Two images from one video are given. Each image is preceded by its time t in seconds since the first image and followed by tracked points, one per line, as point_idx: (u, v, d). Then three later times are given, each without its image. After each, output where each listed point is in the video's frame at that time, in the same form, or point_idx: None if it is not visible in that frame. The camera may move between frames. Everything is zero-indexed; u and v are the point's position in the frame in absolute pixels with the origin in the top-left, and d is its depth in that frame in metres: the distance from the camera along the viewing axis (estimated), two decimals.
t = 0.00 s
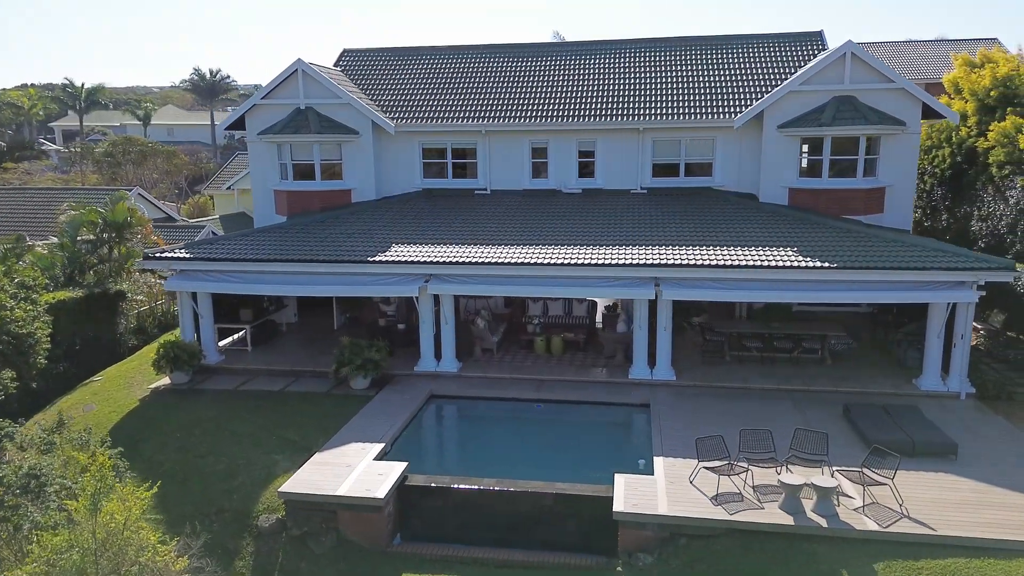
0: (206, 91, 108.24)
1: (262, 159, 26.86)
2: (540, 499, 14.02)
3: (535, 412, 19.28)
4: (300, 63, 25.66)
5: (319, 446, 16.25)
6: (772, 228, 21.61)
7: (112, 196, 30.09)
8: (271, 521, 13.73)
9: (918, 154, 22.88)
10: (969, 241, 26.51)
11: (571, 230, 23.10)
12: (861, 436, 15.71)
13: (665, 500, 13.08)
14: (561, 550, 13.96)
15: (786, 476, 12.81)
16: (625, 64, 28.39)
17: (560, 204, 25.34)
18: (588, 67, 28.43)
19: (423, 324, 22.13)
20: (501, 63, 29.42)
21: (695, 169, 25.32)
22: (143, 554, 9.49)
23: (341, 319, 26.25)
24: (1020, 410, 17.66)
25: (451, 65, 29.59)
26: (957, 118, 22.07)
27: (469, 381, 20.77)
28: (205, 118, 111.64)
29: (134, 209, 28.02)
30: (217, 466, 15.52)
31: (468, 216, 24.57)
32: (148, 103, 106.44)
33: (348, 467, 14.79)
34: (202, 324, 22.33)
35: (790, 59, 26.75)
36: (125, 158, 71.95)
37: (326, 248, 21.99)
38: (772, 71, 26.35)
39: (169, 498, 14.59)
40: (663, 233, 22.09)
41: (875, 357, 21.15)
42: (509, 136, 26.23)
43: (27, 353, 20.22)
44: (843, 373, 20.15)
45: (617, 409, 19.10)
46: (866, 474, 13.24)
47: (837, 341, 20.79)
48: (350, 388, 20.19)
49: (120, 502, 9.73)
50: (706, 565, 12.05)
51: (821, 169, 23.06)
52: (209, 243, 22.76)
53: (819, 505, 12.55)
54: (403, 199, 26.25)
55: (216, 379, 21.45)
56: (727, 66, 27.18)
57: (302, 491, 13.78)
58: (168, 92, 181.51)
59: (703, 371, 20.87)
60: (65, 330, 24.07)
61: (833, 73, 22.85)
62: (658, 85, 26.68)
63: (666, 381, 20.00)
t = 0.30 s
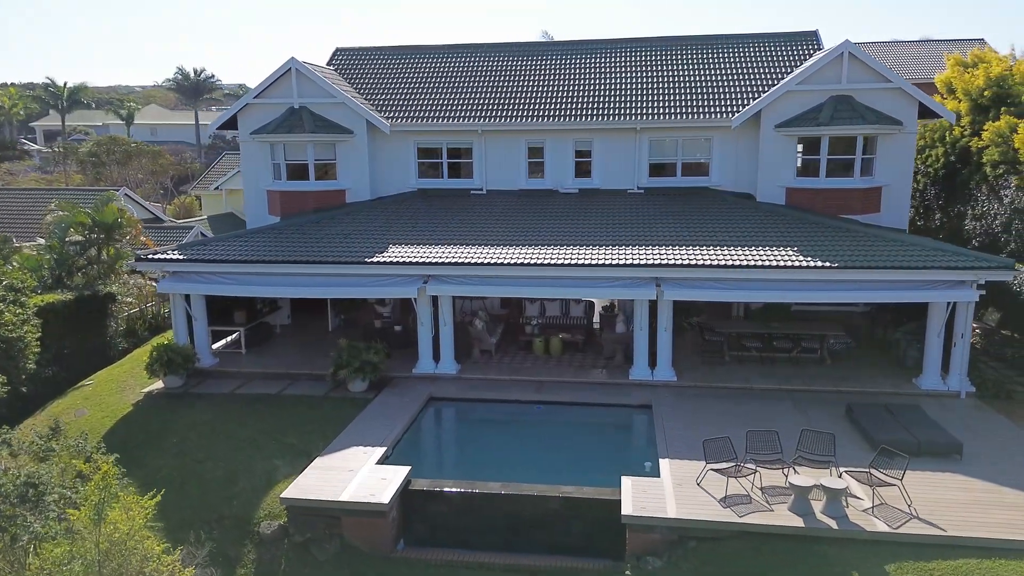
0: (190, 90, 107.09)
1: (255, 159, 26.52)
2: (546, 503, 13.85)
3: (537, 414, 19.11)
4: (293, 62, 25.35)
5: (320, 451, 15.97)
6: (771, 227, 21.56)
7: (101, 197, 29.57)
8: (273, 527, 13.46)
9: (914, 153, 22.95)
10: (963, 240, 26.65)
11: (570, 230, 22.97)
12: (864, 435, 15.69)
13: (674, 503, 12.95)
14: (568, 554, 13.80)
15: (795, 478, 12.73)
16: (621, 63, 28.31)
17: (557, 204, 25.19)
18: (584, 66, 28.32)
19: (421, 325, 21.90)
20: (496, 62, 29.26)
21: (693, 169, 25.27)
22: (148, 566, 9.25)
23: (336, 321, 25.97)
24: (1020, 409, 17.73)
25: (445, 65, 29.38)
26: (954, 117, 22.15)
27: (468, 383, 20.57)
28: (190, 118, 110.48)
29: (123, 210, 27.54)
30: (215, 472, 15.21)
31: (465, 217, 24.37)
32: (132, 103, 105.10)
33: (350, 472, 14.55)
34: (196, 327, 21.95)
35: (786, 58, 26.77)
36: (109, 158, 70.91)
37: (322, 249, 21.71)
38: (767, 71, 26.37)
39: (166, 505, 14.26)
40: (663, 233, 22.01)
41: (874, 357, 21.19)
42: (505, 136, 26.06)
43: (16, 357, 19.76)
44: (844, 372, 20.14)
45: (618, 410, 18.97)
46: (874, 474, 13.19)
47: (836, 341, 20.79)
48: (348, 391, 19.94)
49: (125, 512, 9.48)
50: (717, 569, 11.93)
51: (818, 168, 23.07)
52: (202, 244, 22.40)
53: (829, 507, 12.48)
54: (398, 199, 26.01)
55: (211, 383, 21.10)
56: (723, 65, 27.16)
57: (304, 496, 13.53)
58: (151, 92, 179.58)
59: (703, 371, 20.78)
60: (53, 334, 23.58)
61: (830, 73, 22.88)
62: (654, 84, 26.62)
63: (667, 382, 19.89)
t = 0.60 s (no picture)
0: (173, 90, 105.83)
1: (247, 159, 26.14)
2: (552, 507, 13.70)
3: (537, 416, 18.98)
4: (286, 60, 25.02)
5: (321, 455, 15.72)
6: (770, 227, 21.54)
7: (88, 198, 29.05)
8: (276, 534, 13.20)
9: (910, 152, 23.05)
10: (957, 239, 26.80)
11: (568, 230, 22.84)
12: (868, 435, 15.68)
13: (683, 507, 12.84)
14: (574, 558, 13.65)
15: (804, 479, 12.66)
16: (617, 63, 28.22)
17: (555, 204, 25.06)
18: (579, 66, 28.20)
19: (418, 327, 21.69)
20: (491, 62, 29.08)
21: (689, 169, 25.22)
22: None
23: (331, 323, 25.70)
24: (1019, 408, 17.81)
25: (439, 64, 29.15)
26: (949, 117, 22.26)
27: (467, 386, 20.38)
28: (175, 118, 109.32)
29: (112, 211, 27.05)
30: (213, 478, 14.91)
31: (462, 217, 24.18)
32: (115, 102, 103.69)
33: (353, 477, 14.32)
34: (189, 330, 21.59)
35: (781, 58, 26.80)
36: (93, 159, 69.84)
37: (319, 250, 21.43)
38: (763, 70, 26.37)
39: (164, 512, 13.95)
40: (661, 233, 21.92)
41: (872, 357, 21.24)
42: (501, 135, 25.87)
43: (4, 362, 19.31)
44: (843, 372, 20.16)
45: (620, 411, 18.86)
46: (883, 475, 13.15)
47: (835, 341, 20.82)
48: (346, 394, 19.69)
49: (129, 524, 9.23)
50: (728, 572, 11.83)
51: (816, 168, 23.07)
52: (196, 245, 22.03)
53: (838, 509, 12.42)
54: (394, 199, 25.77)
55: (205, 386, 20.76)
56: (719, 64, 27.14)
57: (307, 502, 13.29)
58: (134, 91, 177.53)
59: (703, 371, 20.72)
60: (42, 338, 23.12)
61: (827, 72, 22.89)
62: (651, 84, 26.55)
63: (667, 383, 19.82)
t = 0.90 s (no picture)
0: (157, 89, 104.65)
1: (240, 159, 25.77)
2: (558, 510, 13.53)
3: (538, 418, 18.81)
4: (279, 59, 24.68)
5: (321, 460, 15.46)
6: (769, 227, 21.50)
7: (76, 199, 28.56)
8: (278, 541, 12.94)
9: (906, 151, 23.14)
10: (951, 239, 26.93)
11: (565, 230, 22.70)
12: (872, 435, 15.64)
13: (691, 510, 12.72)
14: (581, 562, 13.49)
15: (813, 481, 12.58)
16: (612, 62, 28.14)
17: (551, 203, 24.91)
18: (575, 66, 28.10)
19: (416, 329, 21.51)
20: (485, 61, 28.91)
21: (686, 169, 25.17)
22: None
23: (325, 326, 25.41)
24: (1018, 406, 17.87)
25: (434, 63, 28.93)
26: (945, 116, 22.37)
27: (466, 388, 20.19)
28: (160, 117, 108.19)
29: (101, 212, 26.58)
30: (212, 484, 14.61)
31: (458, 217, 23.98)
32: (98, 101, 102.39)
33: (355, 482, 14.09)
34: (183, 333, 21.24)
35: (777, 58, 26.83)
36: (77, 159, 68.86)
37: (315, 252, 21.15)
38: (758, 70, 26.37)
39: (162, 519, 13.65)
40: (659, 233, 21.84)
41: (870, 356, 21.28)
42: (497, 135, 25.69)
43: None
44: (843, 372, 20.16)
45: (621, 413, 18.74)
46: (891, 476, 13.10)
47: (833, 341, 20.84)
48: (343, 397, 19.42)
49: (133, 534, 8.98)
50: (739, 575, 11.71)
51: (813, 168, 23.09)
52: (189, 247, 21.69)
53: (847, 510, 12.35)
54: (389, 200, 25.52)
55: (199, 390, 20.41)
56: (714, 64, 27.13)
57: (309, 509, 13.05)
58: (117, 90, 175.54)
59: (703, 372, 20.65)
60: (30, 342, 22.65)
61: (824, 72, 22.92)
62: (647, 84, 26.49)
63: (668, 384, 19.73)
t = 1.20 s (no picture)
0: (141, 89, 103.45)
1: (232, 159, 25.41)
2: (564, 515, 13.36)
3: (539, 421, 18.64)
4: (272, 58, 24.35)
5: (322, 466, 15.22)
6: (767, 227, 21.47)
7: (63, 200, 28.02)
8: (281, 550, 12.67)
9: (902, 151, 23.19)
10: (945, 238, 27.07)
11: (564, 231, 22.57)
12: (876, 436, 15.61)
13: (700, 513, 12.60)
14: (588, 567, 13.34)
15: (822, 483, 12.51)
16: (608, 62, 28.05)
17: (548, 204, 24.77)
18: (571, 65, 27.98)
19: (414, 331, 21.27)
20: (480, 60, 28.72)
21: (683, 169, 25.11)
22: None
23: (320, 328, 25.12)
24: (1018, 405, 17.91)
25: (428, 62, 28.71)
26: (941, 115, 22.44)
27: (466, 390, 19.99)
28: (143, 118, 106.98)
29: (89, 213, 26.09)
30: (211, 491, 14.32)
31: (455, 217, 23.78)
32: (81, 101, 101.09)
33: (358, 488, 13.86)
34: (176, 337, 20.89)
35: (773, 58, 26.84)
36: (60, 159, 67.89)
37: (311, 253, 20.87)
38: (754, 70, 26.37)
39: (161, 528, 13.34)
40: (658, 233, 21.76)
41: (869, 356, 21.29)
42: (493, 134, 25.51)
43: None
44: (842, 372, 20.15)
45: (622, 415, 18.62)
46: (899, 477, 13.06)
47: (832, 341, 20.83)
48: (341, 401, 19.16)
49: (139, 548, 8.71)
50: None
51: (810, 167, 23.10)
52: (182, 249, 21.33)
53: (857, 512, 12.29)
54: (384, 200, 25.27)
55: (193, 395, 20.07)
56: (710, 64, 27.11)
57: (313, 515, 12.81)
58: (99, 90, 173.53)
59: (703, 373, 20.58)
60: (18, 346, 22.17)
61: (822, 72, 22.94)
62: (643, 83, 26.41)
63: (669, 385, 19.63)
